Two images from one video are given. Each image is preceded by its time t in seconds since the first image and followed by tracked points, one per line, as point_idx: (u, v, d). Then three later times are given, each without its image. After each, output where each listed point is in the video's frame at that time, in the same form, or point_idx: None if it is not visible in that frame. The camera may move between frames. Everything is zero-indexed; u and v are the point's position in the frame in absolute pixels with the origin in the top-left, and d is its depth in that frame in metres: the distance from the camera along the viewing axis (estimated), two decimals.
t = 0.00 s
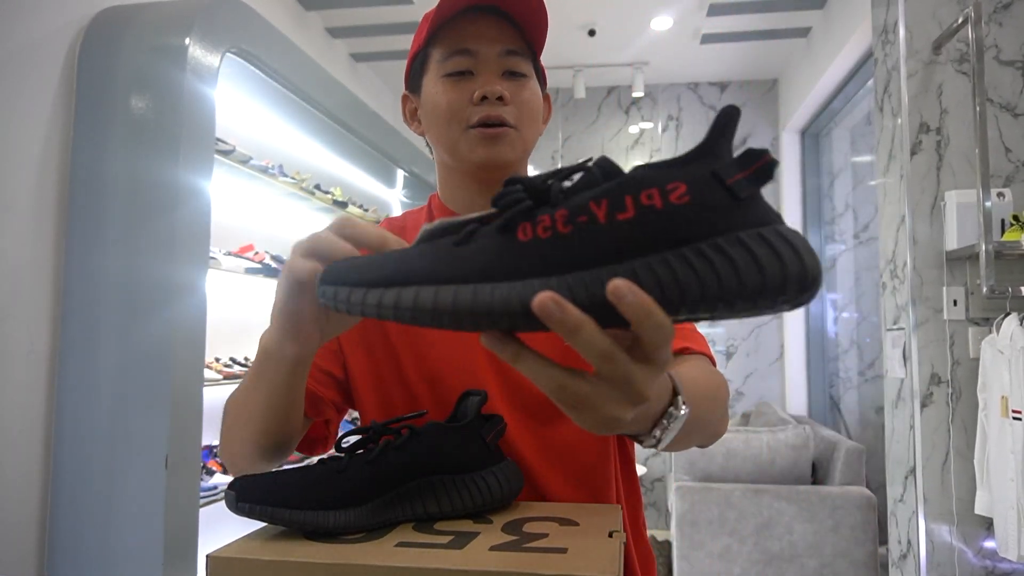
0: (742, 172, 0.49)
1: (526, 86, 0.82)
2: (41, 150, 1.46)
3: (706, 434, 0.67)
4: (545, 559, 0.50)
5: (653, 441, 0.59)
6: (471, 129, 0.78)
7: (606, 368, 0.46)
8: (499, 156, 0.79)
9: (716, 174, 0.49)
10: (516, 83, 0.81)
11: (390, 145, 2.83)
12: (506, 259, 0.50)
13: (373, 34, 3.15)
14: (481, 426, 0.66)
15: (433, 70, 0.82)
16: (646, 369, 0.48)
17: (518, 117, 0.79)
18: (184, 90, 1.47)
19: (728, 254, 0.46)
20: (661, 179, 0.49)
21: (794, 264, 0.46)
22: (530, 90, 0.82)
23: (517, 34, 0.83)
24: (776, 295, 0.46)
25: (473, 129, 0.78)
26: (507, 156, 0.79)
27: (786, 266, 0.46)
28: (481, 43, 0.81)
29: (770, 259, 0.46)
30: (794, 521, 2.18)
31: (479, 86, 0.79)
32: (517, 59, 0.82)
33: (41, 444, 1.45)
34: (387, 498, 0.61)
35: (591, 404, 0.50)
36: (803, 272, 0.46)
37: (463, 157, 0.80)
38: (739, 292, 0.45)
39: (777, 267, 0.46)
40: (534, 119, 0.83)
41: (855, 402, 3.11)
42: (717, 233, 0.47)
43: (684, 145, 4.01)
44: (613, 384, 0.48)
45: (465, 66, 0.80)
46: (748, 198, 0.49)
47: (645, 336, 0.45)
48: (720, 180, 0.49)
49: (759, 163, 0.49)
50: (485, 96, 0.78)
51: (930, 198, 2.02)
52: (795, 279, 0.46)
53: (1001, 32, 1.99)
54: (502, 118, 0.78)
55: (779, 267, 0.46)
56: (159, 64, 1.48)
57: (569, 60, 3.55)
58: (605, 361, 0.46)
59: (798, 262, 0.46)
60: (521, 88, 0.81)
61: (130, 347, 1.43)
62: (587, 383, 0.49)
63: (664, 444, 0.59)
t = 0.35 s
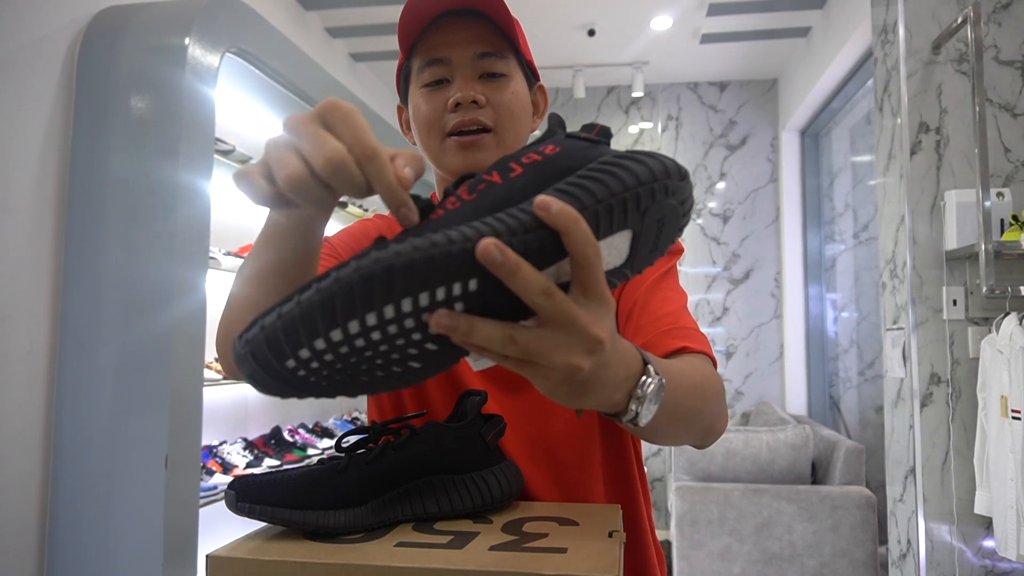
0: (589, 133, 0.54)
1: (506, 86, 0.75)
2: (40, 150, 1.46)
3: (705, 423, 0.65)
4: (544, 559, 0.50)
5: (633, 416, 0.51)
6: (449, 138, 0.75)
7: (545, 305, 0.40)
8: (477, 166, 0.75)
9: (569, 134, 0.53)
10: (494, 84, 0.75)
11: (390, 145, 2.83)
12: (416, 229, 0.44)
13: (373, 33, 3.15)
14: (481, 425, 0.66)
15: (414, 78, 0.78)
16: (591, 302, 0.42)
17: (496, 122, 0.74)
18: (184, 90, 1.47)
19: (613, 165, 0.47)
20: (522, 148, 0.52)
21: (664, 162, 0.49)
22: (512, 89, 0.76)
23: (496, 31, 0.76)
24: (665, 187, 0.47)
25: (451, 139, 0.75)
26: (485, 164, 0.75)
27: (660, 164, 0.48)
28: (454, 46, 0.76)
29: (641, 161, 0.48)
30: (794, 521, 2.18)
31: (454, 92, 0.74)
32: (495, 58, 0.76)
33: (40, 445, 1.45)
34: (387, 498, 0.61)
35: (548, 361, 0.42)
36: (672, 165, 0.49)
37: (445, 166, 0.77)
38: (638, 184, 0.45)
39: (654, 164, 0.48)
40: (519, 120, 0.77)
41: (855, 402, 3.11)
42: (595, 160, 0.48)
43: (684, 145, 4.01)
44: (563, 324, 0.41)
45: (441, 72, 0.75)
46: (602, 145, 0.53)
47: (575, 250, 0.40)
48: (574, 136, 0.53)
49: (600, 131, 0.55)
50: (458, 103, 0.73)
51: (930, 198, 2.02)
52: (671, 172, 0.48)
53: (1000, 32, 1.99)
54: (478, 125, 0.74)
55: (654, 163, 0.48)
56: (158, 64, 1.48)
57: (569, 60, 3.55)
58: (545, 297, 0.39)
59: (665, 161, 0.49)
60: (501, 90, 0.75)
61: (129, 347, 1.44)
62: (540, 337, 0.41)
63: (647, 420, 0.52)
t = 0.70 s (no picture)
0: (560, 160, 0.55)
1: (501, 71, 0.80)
2: (39, 150, 1.46)
3: (712, 435, 0.64)
4: (545, 559, 0.50)
5: (638, 458, 0.52)
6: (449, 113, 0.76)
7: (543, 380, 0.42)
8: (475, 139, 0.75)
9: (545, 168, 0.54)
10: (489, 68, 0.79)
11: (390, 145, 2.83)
12: (403, 324, 0.52)
13: (372, 33, 3.14)
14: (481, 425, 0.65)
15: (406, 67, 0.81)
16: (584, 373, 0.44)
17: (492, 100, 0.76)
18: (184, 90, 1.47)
19: (589, 220, 0.49)
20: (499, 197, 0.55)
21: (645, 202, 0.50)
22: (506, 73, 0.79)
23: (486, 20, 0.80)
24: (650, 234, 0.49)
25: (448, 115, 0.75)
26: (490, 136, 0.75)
27: (641, 206, 0.49)
28: (448, 34, 0.79)
29: (617, 210, 0.49)
30: (794, 522, 2.18)
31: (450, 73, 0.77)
32: (488, 47, 0.80)
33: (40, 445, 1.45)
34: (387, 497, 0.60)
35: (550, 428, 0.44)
36: (653, 205, 0.50)
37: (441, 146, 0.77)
38: (607, 249, 0.48)
39: (632, 208, 0.49)
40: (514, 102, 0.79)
41: (855, 402, 3.10)
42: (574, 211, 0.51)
43: (684, 144, 4.01)
44: (563, 401, 0.42)
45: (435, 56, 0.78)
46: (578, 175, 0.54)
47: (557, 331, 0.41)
48: (547, 171, 0.54)
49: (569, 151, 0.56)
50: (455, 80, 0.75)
51: (930, 198, 2.02)
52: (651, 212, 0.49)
53: (1001, 31, 1.99)
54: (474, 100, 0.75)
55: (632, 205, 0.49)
56: (157, 64, 1.48)
57: (570, 60, 3.54)
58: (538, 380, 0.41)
59: (645, 202, 0.50)
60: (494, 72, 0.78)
61: (129, 347, 1.43)
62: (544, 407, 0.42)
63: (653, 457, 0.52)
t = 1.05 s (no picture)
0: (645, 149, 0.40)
1: (521, 89, 0.81)
2: (39, 151, 1.46)
3: (700, 421, 0.63)
4: (544, 559, 0.50)
5: (614, 426, 0.51)
6: (468, 130, 0.80)
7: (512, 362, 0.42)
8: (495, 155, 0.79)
9: (615, 155, 0.41)
10: (509, 87, 0.81)
11: (390, 145, 2.83)
12: (444, 247, 0.48)
13: (372, 33, 3.14)
14: (481, 425, 0.65)
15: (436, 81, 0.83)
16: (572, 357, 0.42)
17: (513, 117, 0.79)
18: (184, 90, 1.47)
19: (626, 253, 0.39)
20: (558, 163, 0.44)
21: (711, 253, 0.38)
22: (526, 92, 0.81)
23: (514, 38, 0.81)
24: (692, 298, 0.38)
25: (471, 131, 0.79)
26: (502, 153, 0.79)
27: (706, 258, 0.37)
28: (478, 50, 0.80)
29: (671, 255, 0.38)
30: (794, 521, 2.18)
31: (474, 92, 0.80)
32: (511, 65, 0.82)
33: (40, 445, 1.45)
34: (387, 498, 0.60)
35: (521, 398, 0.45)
36: (719, 267, 0.38)
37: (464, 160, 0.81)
38: (637, 294, 0.38)
39: (692, 263, 0.37)
40: (531, 120, 0.81)
41: (855, 401, 3.11)
42: (620, 229, 0.40)
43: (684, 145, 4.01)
44: (538, 374, 0.43)
45: (463, 73, 0.81)
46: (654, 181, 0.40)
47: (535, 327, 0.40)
48: (614, 166, 0.41)
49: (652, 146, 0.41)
50: (479, 98, 0.78)
51: (929, 198, 2.02)
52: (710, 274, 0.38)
53: (1000, 32, 1.99)
54: (495, 117, 0.78)
55: (695, 256, 0.37)
56: (157, 64, 1.48)
57: (570, 60, 3.55)
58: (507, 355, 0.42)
59: (710, 252, 0.38)
60: (518, 91, 0.81)
61: (129, 347, 1.43)
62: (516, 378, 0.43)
63: (629, 429, 0.51)
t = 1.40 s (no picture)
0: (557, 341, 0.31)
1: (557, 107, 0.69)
2: (39, 151, 1.46)
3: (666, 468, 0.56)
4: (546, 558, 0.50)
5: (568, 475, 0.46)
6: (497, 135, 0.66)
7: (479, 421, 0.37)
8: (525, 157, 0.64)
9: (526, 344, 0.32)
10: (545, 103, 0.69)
11: (390, 145, 2.83)
12: (419, 327, 0.43)
13: (372, 33, 3.14)
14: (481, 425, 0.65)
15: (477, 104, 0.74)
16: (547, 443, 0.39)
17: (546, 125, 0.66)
18: (184, 89, 1.47)
19: (487, 448, 0.30)
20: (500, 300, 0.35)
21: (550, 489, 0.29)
22: (559, 109, 0.69)
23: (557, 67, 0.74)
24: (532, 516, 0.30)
25: (501, 134, 0.65)
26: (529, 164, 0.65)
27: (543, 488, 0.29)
28: (519, 67, 0.72)
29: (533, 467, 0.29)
30: (793, 521, 2.19)
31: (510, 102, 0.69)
32: (547, 87, 0.72)
33: (40, 444, 1.46)
34: (388, 497, 0.61)
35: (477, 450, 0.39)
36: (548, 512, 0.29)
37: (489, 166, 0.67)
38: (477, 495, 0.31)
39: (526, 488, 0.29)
40: (567, 137, 0.68)
41: (854, 401, 3.11)
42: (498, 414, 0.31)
43: (684, 145, 4.01)
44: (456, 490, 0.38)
45: (501, 89, 0.72)
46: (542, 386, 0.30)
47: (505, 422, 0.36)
48: (523, 365, 0.31)
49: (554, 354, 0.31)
50: (512, 104, 0.66)
51: (929, 199, 2.02)
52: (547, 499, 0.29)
53: (1000, 32, 1.99)
54: (527, 121, 0.65)
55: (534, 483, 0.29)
56: (157, 64, 1.48)
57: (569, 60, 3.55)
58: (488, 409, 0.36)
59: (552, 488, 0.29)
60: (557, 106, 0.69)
61: (129, 346, 1.43)
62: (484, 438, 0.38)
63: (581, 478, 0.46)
